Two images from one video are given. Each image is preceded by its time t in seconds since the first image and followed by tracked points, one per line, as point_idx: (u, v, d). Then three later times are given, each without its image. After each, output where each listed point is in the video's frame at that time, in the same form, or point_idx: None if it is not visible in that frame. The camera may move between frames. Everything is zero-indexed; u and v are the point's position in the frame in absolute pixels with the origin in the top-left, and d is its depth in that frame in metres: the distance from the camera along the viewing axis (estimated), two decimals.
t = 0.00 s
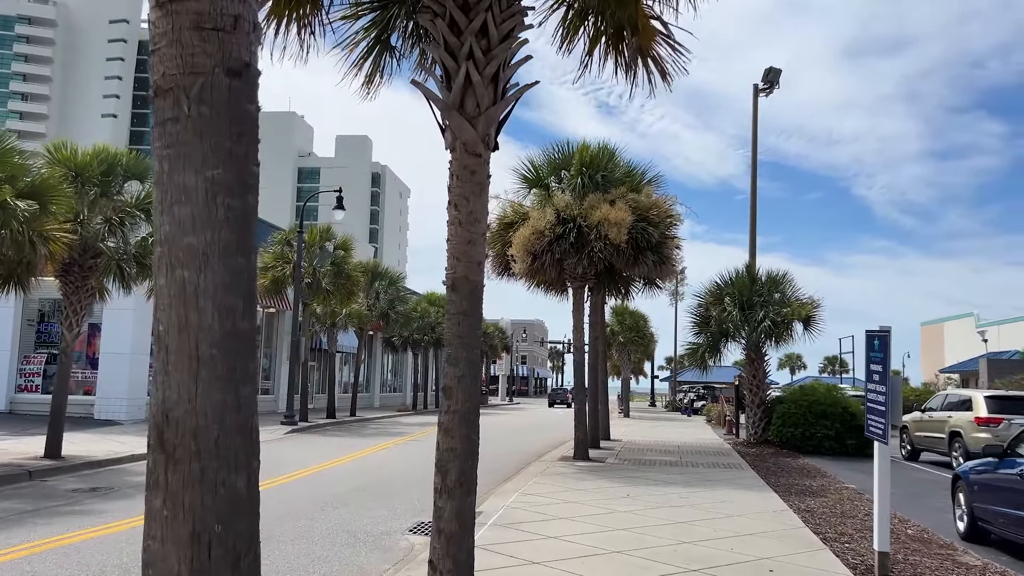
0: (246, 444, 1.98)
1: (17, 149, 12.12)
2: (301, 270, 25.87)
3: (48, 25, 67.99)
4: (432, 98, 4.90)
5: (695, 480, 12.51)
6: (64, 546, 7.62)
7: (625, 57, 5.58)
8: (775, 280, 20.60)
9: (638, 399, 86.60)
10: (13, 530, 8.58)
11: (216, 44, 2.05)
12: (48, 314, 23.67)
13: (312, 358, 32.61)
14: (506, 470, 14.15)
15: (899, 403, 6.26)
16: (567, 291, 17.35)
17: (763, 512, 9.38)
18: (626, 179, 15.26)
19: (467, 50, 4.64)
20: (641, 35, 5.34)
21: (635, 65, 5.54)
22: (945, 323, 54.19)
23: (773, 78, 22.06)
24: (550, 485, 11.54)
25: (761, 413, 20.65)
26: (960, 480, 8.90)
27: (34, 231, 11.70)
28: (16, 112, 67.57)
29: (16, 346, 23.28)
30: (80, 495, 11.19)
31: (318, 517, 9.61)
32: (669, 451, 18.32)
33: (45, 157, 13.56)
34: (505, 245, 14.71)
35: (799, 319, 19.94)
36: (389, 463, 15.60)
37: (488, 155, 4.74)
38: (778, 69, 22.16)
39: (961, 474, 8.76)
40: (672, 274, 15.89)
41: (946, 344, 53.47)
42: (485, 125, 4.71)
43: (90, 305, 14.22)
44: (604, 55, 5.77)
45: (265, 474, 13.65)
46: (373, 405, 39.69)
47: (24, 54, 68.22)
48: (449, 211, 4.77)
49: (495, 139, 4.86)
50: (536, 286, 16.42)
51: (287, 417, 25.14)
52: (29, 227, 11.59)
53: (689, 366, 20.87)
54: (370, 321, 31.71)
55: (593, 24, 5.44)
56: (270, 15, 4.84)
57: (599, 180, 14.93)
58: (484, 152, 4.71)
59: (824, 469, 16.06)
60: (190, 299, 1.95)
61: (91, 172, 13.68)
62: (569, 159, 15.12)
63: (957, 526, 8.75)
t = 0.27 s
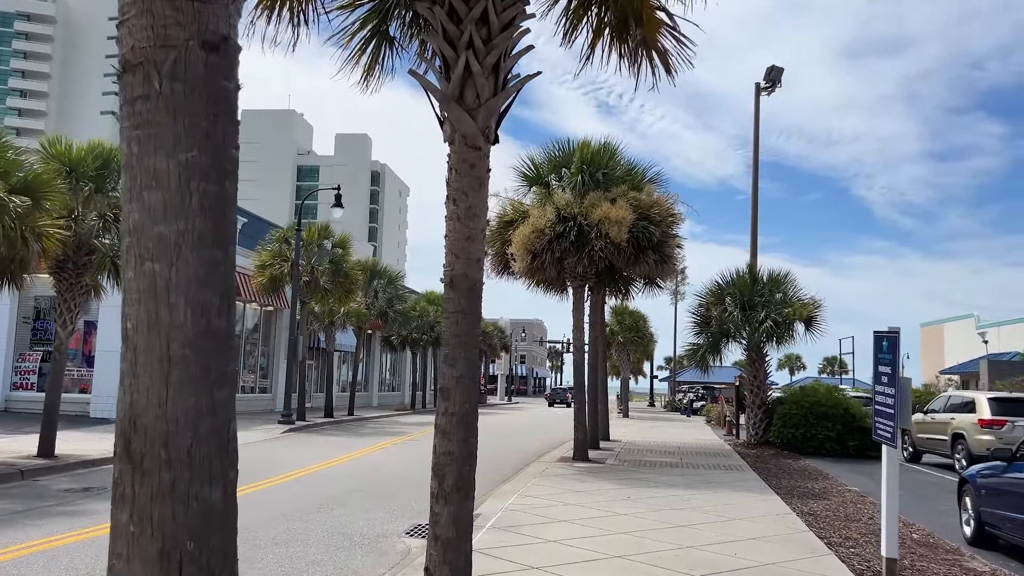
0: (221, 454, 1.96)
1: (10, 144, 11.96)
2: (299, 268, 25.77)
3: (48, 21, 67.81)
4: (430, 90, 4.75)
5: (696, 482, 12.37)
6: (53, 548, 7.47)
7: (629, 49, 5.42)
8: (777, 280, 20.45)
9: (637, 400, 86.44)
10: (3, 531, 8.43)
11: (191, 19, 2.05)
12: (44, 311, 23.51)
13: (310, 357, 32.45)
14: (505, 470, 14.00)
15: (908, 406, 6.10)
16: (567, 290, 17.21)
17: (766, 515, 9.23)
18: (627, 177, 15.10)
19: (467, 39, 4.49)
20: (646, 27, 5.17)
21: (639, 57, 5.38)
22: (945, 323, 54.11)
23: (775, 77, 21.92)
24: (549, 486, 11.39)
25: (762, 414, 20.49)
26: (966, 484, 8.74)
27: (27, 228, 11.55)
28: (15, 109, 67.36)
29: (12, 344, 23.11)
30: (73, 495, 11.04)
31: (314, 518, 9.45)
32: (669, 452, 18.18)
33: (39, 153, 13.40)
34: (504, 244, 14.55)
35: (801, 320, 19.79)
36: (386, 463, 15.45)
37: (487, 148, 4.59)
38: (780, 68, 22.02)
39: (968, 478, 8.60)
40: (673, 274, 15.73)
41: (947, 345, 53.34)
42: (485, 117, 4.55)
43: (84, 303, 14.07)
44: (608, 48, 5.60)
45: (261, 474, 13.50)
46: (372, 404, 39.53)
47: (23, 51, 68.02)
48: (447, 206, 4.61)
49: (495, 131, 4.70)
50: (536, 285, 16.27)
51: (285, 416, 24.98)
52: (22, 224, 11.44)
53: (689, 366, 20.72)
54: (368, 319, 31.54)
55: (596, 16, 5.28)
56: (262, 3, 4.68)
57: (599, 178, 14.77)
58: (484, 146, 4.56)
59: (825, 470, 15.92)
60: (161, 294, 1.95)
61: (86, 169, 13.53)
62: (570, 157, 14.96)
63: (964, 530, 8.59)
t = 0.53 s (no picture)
0: (179, 456, 1.93)
1: None
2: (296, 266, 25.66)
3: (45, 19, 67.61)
4: (422, 80, 4.61)
5: (694, 482, 12.24)
6: (37, 550, 7.33)
7: (626, 41, 5.27)
8: (776, 279, 20.34)
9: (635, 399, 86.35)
10: None
11: None
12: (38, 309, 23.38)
13: (306, 355, 32.31)
14: (501, 470, 13.87)
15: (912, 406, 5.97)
16: (564, 289, 17.09)
17: (765, 517, 9.09)
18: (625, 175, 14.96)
19: (459, 27, 4.35)
20: (644, 18, 5.03)
21: (637, 49, 5.23)
22: (944, 324, 54.01)
23: (774, 75, 21.80)
24: (546, 487, 11.24)
25: (761, 414, 20.36)
26: (968, 486, 8.61)
27: (16, 223, 11.41)
28: (13, 106, 67.18)
29: (6, 342, 22.97)
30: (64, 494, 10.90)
31: (306, 519, 9.31)
32: (667, 452, 18.06)
33: (30, 148, 13.26)
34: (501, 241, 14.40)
35: (800, 319, 19.67)
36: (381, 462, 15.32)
37: (481, 140, 4.46)
38: (779, 66, 21.90)
39: (970, 479, 8.46)
40: (672, 272, 15.59)
41: (945, 345, 53.29)
42: (478, 108, 4.41)
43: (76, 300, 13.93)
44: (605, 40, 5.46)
45: (254, 474, 13.37)
46: (369, 403, 39.39)
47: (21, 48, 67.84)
48: (439, 199, 4.49)
49: (489, 123, 4.56)
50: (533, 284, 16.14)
51: (280, 415, 24.83)
52: (11, 219, 11.30)
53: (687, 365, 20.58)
54: (365, 318, 31.40)
55: (593, 6, 5.14)
56: None
57: (598, 176, 14.63)
58: (478, 137, 4.43)
59: (823, 471, 15.81)
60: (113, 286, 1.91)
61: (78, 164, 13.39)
62: (568, 154, 14.82)
63: (966, 533, 8.46)
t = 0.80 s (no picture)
0: (106, 460, 1.91)
1: None
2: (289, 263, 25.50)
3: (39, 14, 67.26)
4: (405, 69, 4.48)
5: (688, 482, 12.13)
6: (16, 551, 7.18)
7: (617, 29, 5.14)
8: (771, 277, 20.24)
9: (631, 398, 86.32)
10: None
11: None
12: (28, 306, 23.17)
13: (299, 353, 32.15)
14: (494, 469, 13.75)
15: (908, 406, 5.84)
16: (558, 287, 16.97)
17: (758, 517, 8.97)
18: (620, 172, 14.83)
19: (443, 13, 4.22)
20: (634, 6, 4.90)
21: (628, 37, 5.10)
22: (940, 323, 54.01)
23: (771, 72, 21.69)
24: (538, 486, 11.12)
25: (756, 413, 20.25)
26: (965, 486, 8.49)
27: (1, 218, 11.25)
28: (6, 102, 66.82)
29: None
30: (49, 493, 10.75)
31: (293, 519, 9.17)
32: (661, 450, 17.97)
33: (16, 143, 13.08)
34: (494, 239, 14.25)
35: (795, 317, 19.57)
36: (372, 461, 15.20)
37: (465, 131, 4.33)
38: (775, 63, 21.78)
39: (967, 480, 8.35)
40: (667, 270, 15.46)
41: (940, 344, 53.28)
42: (462, 97, 4.28)
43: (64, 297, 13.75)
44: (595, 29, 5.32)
45: (244, 472, 13.23)
46: (363, 401, 39.25)
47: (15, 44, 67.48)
48: (422, 190, 4.36)
49: (474, 113, 4.43)
50: (527, 281, 16.01)
51: (273, 413, 24.69)
52: None
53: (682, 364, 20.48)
54: (359, 315, 31.25)
55: None
56: None
57: (592, 172, 14.48)
58: (462, 128, 4.30)
59: (818, 470, 15.71)
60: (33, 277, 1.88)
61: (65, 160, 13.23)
62: (562, 150, 14.69)
63: (963, 534, 8.35)
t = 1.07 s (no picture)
0: (24, 462, 2.28)
1: None
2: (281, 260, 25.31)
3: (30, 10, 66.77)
4: (388, 56, 4.33)
5: (682, 481, 12.01)
6: None
7: (608, 16, 5.00)
8: (765, 275, 20.14)
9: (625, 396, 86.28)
10: None
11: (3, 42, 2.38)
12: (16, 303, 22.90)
13: (291, 350, 31.95)
14: (486, 468, 13.62)
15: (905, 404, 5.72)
16: (551, 284, 16.82)
17: (752, 517, 8.85)
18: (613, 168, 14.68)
19: None
20: None
21: (619, 24, 4.96)
22: (934, 321, 54.03)
23: (765, 68, 21.57)
24: (530, 485, 10.98)
25: (750, 411, 20.17)
26: (961, 485, 8.38)
27: None
28: None
29: None
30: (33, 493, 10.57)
31: (280, 519, 9.03)
32: (654, 449, 17.85)
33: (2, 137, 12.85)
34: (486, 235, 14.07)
35: (789, 315, 19.48)
36: (363, 460, 15.06)
37: (450, 119, 4.19)
38: (770, 59, 21.66)
39: (963, 478, 8.24)
40: (661, 267, 15.32)
41: (934, 342, 53.32)
42: (446, 85, 4.14)
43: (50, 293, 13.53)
44: (585, 16, 5.18)
45: (232, 471, 13.07)
46: (357, 400, 39.05)
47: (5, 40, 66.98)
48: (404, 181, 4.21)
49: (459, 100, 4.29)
50: (519, 278, 15.86)
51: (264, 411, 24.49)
52: None
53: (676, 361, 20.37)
54: (351, 313, 31.07)
55: None
56: None
57: (585, 168, 14.33)
58: (446, 117, 4.16)
59: (812, 468, 15.61)
60: None
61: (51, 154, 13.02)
62: (555, 146, 14.54)
63: (958, 534, 8.24)
